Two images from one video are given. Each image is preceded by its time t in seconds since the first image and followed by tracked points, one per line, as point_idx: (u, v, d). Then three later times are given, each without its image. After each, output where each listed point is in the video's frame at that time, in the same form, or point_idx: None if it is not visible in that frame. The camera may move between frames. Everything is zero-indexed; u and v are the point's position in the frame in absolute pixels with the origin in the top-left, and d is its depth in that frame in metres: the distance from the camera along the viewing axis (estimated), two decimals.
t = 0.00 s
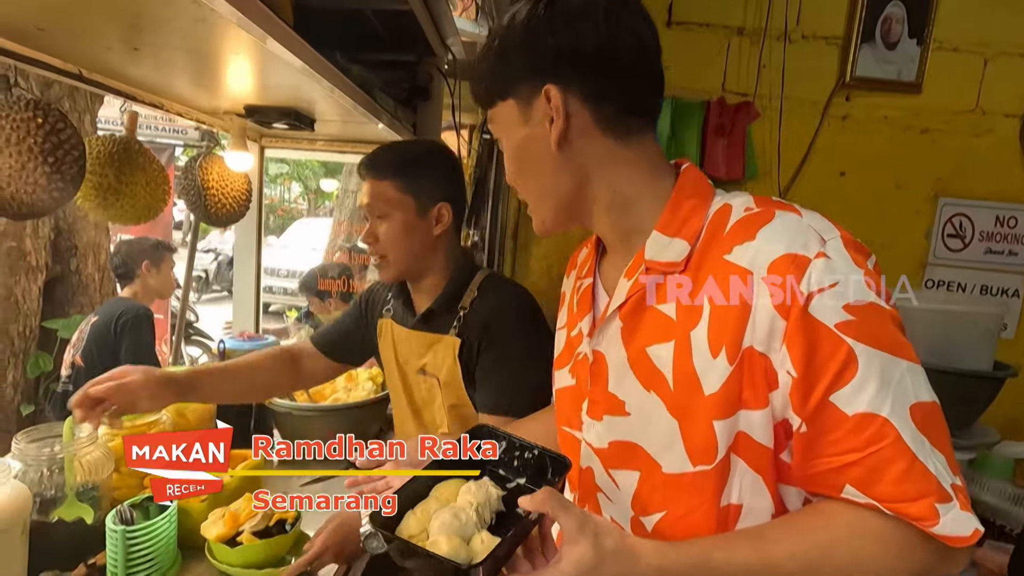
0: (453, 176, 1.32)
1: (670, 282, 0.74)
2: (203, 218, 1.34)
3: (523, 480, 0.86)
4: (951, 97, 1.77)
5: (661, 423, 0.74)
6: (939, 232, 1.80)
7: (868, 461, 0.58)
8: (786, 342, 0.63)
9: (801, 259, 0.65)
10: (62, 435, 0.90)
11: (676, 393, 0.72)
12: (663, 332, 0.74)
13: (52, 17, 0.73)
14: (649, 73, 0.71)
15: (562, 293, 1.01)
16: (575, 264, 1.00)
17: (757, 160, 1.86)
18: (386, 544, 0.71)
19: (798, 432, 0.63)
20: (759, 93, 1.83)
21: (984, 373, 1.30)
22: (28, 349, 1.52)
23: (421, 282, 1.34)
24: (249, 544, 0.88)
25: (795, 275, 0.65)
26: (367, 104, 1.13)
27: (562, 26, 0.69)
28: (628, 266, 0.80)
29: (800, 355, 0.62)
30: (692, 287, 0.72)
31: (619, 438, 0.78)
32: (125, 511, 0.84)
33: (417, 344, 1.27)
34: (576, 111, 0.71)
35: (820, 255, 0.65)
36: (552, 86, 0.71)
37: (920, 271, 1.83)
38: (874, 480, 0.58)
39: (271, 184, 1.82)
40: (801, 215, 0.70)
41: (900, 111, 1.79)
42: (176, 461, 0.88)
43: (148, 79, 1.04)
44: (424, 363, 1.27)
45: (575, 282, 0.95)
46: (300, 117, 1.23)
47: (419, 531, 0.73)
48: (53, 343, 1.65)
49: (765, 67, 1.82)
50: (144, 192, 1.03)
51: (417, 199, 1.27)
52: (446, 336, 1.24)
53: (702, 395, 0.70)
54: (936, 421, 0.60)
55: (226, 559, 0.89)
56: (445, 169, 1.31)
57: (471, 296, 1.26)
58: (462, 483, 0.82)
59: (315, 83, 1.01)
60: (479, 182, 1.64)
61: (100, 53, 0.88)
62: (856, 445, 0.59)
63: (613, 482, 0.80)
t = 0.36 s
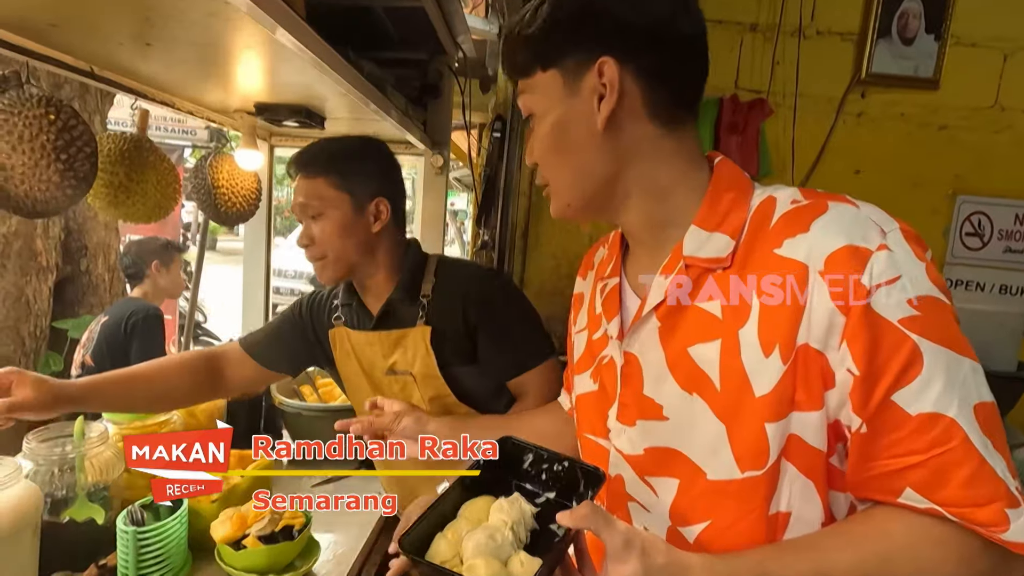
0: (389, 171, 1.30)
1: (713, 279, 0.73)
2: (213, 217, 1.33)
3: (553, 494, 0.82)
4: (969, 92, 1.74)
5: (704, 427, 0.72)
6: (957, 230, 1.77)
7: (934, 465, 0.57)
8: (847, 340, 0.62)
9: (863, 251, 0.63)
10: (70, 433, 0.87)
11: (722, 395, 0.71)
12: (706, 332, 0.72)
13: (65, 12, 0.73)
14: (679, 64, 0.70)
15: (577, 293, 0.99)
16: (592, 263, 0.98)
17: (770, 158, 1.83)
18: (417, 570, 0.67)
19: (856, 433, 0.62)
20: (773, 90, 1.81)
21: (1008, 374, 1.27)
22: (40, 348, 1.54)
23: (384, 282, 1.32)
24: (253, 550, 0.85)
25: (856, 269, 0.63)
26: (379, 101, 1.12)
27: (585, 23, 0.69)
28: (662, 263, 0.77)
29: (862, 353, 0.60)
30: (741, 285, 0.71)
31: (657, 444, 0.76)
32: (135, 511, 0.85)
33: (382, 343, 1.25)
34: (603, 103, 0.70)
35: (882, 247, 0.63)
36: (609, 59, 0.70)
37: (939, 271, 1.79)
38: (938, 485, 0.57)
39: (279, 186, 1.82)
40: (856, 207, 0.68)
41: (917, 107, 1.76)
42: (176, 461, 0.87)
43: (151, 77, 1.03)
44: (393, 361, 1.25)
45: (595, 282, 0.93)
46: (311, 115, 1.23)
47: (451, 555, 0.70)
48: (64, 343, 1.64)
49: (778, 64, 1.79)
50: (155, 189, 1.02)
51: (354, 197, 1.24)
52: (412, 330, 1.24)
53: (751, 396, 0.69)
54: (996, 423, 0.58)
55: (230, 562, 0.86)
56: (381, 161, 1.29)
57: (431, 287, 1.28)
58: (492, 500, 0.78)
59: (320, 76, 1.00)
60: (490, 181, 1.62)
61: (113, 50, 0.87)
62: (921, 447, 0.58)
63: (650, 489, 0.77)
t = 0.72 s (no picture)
0: (387, 161, 1.28)
1: (722, 270, 0.69)
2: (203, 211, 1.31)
3: (535, 507, 0.78)
4: (984, 85, 1.69)
5: (711, 430, 0.68)
6: (971, 228, 1.71)
7: (961, 478, 0.53)
8: (870, 336, 0.58)
9: (891, 239, 0.59)
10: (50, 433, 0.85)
11: (730, 397, 0.67)
12: (713, 327, 0.68)
13: None
14: (676, 44, 0.67)
15: (570, 286, 0.95)
16: (586, 255, 0.95)
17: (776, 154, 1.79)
18: None
19: (875, 440, 0.58)
20: (779, 84, 1.76)
21: None
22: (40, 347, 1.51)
23: (377, 278, 1.29)
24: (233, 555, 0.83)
25: (882, 258, 0.59)
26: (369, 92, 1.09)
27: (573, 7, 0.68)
28: (665, 253, 0.73)
29: (887, 351, 0.56)
30: (753, 279, 0.67)
31: (660, 448, 0.72)
32: (112, 514, 0.81)
33: (369, 340, 1.22)
34: (594, 85, 0.67)
35: (912, 234, 0.59)
36: (611, 27, 0.66)
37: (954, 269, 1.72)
38: (965, 501, 0.53)
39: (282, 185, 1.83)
40: (883, 190, 0.64)
41: (930, 100, 1.71)
42: (176, 461, 0.87)
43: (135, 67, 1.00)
44: (379, 360, 1.22)
45: (589, 274, 0.89)
46: (303, 107, 1.20)
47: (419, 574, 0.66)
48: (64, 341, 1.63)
49: (785, 57, 1.75)
50: (139, 184, 0.99)
51: (348, 188, 1.21)
52: (400, 328, 1.21)
53: (762, 396, 0.65)
54: None
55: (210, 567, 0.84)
56: (378, 152, 1.26)
57: (424, 282, 1.25)
58: (466, 513, 0.75)
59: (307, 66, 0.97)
60: (488, 177, 1.59)
61: (93, 38, 0.85)
62: (948, 458, 0.54)
63: (653, 498, 0.74)
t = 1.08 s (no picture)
0: (370, 151, 1.22)
1: (720, 270, 0.65)
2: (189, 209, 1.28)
3: (518, 530, 0.74)
4: (995, 79, 1.64)
5: (707, 444, 0.65)
6: (982, 226, 1.66)
7: (983, 503, 0.51)
8: (886, 346, 0.54)
9: (909, 240, 0.55)
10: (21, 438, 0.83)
11: (726, 408, 0.63)
12: (709, 333, 0.65)
13: None
14: (666, 30, 0.64)
15: (558, 285, 0.91)
16: (573, 252, 0.91)
17: (779, 151, 1.74)
18: None
19: (890, 460, 0.55)
20: (782, 79, 1.72)
21: None
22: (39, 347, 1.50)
23: (371, 276, 1.26)
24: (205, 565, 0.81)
25: (899, 261, 0.55)
26: (354, 86, 1.05)
27: None
28: (657, 250, 0.69)
29: (903, 364, 0.53)
30: (753, 282, 0.63)
31: (647, 462, 0.68)
32: (81, 522, 0.79)
33: (363, 337, 1.19)
34: (579, 73, 0.63)
35: (932, 234, 0.55)
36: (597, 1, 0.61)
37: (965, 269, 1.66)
38: (988, 529, 0.51)
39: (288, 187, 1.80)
40: (901, 185, 0.60)
41: (939, 95, 1.66)
42: (176, 460, 0.89)
43: (110, 61, 0.97)
44: (371, 359, 1.19)
45: (576, 272, 0.85)
46: (288, 103, 1.17)
47: None
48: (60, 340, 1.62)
49: (789, 50, 1.70)
50: (118, 181, 0.96)
51: (337, 189, 1.15)
52: (394, 326, 1.18)
53: (761, 407, 0.61)
54: None
55: None
56: (361, 143, 1.20)
57: (422, 279, 1.22)
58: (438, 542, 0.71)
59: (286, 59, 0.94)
60: (482, 174, 1.56)
61: (64, 27, 0.83)
62: (970, 482, 0.51)
63: (637, 515, 0.70)
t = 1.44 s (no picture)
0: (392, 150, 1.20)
1: (747, 267, 0.62)
2: (191, 209, 1.27)
3: (531, 538, 0.72)
4: (1014, 74, 1.60)
5: (732, 451, 0.62)
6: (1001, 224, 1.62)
7: None
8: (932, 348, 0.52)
9: (959, 234, 0.52)
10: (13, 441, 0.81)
11: (753, 414, 0.61)
12: (736, 334, 0.62)
13: None
14: (687, 12, 0.61)
15: (567, 280, 0.88)
16: (585, 247, 0.87)
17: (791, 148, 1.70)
18: None
19: (934, 472, 0.52)
20: (794, 75, 1.68)
21: None
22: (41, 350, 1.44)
23: (393, 272, 1.25)
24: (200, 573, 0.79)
25: (948, 258, 0.52)
26: (353, 80, 1.03)
27: None
28: (677, 247, 0.66)
29: (951, 369, 0.51)
30: (785, 279, 0.60)
31: (664, 470, 0.65)
32: (73, 529, 0.77)
33: (385, 336, 1.18)
34: (591, 60, 0.61)
35: (981, 228, 0.52)
36: None
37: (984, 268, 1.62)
38: None
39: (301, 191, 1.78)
40: (947, 175, 0.57)
41: (956, 90, 1.63)
42: (176, 461, 0.89)
43: (110, 56, 0.95)
44: (390, 358, 1.17)
45: (587, 268, 0.82)
46: (289, 100, 1.16)
47: None
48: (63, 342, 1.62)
49: (800, 46, 1.67)
50: (115, 178, 0.95)
51: (365, 196, 1.15)
52: (417, 326, 1.16)
53: (791, 415, 0.59)
54: None
55: None
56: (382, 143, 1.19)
57: (451, 282, 1.20)
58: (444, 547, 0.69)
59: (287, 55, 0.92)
60: (487, 173, 1.54)
61: (59, 21, 0.81)
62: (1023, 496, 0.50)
63: (656, 526, 0.67)
